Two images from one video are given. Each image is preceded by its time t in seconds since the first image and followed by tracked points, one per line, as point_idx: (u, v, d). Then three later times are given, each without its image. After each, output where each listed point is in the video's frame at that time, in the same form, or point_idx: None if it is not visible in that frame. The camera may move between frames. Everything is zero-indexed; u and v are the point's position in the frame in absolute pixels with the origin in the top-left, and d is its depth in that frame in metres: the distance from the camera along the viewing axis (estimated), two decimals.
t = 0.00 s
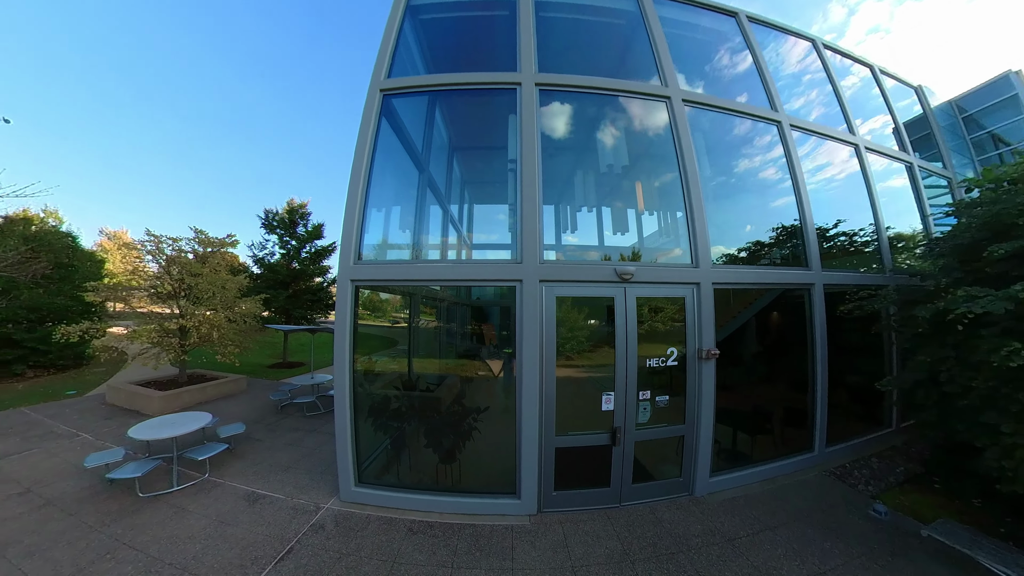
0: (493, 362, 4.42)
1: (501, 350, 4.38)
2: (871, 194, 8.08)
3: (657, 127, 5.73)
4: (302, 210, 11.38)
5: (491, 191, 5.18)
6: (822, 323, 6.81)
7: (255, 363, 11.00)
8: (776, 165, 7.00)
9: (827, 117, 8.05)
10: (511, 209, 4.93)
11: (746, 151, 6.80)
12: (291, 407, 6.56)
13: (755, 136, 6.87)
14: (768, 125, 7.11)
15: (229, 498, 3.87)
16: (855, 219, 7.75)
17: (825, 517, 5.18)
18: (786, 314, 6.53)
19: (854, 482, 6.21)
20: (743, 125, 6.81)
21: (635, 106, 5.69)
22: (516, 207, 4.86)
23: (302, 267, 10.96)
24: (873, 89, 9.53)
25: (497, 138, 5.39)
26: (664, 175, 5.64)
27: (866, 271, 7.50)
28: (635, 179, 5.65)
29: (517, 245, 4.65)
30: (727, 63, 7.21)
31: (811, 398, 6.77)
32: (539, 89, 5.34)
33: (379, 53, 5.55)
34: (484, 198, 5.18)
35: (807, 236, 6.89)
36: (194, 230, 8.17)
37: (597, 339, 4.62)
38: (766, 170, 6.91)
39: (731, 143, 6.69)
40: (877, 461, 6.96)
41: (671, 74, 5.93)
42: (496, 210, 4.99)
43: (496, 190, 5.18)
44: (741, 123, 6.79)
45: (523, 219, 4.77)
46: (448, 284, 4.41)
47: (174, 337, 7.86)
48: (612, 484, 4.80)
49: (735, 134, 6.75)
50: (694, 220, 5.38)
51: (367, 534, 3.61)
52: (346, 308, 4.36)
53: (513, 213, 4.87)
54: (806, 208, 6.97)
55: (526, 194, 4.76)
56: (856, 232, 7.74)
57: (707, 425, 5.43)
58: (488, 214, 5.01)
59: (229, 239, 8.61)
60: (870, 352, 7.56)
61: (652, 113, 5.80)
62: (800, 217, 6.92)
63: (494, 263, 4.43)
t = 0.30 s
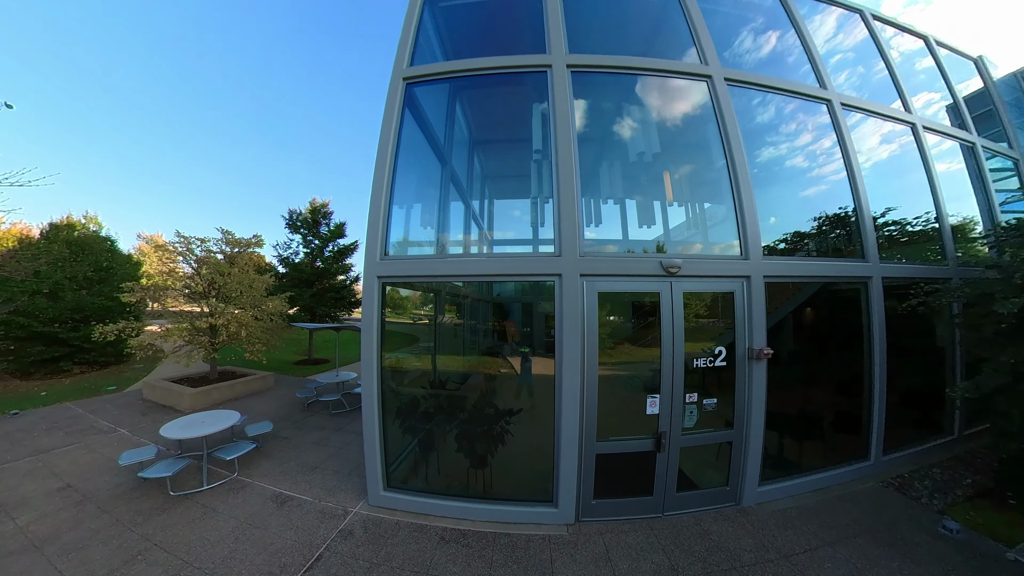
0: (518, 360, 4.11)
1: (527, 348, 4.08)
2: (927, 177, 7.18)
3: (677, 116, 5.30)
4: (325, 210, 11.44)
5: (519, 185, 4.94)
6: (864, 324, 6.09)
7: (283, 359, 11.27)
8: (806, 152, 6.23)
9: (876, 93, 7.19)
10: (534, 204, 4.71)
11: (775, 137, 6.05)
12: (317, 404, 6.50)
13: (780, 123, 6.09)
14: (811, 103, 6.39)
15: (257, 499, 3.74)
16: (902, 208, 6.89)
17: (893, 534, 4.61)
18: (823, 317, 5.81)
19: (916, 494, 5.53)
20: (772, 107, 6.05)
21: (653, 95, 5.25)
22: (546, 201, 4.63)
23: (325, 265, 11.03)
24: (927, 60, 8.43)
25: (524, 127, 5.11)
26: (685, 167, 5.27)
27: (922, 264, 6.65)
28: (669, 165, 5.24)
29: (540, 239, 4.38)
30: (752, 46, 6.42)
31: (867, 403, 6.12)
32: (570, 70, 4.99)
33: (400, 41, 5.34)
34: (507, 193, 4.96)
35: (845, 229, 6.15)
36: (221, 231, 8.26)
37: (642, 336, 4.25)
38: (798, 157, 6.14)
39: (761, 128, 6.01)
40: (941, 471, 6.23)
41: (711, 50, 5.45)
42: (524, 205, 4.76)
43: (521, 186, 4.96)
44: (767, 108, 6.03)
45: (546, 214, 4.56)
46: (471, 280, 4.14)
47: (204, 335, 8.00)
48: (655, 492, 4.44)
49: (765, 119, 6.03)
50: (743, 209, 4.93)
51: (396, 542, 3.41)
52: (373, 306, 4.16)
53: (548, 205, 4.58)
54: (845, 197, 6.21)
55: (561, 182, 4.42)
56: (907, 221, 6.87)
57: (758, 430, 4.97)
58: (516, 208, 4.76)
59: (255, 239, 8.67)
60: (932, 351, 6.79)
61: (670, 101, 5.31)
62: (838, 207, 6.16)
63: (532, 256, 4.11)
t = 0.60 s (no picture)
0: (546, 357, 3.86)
1: (548, 346, 3.86)
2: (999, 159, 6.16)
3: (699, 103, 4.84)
4: (346, 209, 11.48)
5: (545, 179, 4.74)
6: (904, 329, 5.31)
7: (309, 356, 11.48)
8: (835, 139, 5.48)
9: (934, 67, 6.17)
10: (554, 198, 4.53)
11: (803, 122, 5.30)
12: (343, 402, 6.45)
13: (806, 109, 5.35)
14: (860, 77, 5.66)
15: (287, 500, 3.65)
16: (971, 192, 5.89)
17: (973, 554, 4.08)
18: (857, 325, 5.05)
19: (986, 510, 4.87)
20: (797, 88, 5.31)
21: (671, 84, 4.80)
22: (569, 193, 4.44)
23: (348, 263, 11.09)
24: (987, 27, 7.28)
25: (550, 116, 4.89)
26: (727, 151, 4.80)
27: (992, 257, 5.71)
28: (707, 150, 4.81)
29: (563, 233, 4.18)
30: (775, 28, 5.58)
31: (930, 411, 5.44)
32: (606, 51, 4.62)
33: (424, 28, 5.11)
34: (529, 186, 4.82)
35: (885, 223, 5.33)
36: (248, 231, 8.35)
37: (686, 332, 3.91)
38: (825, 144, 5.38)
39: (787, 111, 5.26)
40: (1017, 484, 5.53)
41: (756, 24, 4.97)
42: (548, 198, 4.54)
43: (543, 180, 4.76)
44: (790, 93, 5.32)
45: (568, 207, 4.36)
46: (495, 275, 3.91)
47: (234, 333, 8.12)
48: (702, 501, 4.12)
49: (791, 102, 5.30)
50: (800, 196, 4.46)
51: (429, 550, 3.23)
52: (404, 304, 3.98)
53: (587, 194, 4.23)
54: (883, 187, 5.38)
55: (603, 168, 4.06)
56: (963, 210, 5.89)
57: (815, 438, 4.52)
58: (537, 202, 4.58)
59: (280, 238, 8.74)
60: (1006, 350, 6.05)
61: (685, 91, 4.85)
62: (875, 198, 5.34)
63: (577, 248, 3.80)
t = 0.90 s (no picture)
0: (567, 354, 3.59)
1: (569, 343, 3.58)
2: None
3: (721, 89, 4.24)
4: (367, 206, 11.45)
5: (568, 171, 4.45)
6: (960, 349, 4.24)
7: (334, 353, 11.56)
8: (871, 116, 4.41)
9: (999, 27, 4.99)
10: (577, 191, 4.20)
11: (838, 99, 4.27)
12: (367, 400, 6.34)
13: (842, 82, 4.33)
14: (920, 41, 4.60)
15: (311, 505, 3.49)
16: None
17: None
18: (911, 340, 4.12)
19: None
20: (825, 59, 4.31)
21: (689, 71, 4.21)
22: (595, 185, 4.19)
23: (370, 261, 11.09)
24: None
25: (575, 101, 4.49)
26: (765, 137, 4.23)
27: None
28: (746, 135, 4.25)
29: (585, 227, 3.86)
30: None
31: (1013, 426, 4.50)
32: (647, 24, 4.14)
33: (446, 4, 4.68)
34: (551, 180, 4.46)
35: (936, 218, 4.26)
36: (272, 230, 8.36)
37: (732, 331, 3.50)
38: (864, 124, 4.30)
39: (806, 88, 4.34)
40: None
41: None
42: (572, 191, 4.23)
43: (562, 173, 4.48)
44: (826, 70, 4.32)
45: (591, 201, 4.05)
46: (518, 270, 3.64)
47: (260, 331, 8.19)
48: (759, 519, 3.71)
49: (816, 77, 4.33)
50: (867, 179, 3.95)
51: (461, 565, 2.99)
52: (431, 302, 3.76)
53: (635, 185, 3.85)
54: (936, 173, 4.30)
55: (651, 151, 3.67)
56: None
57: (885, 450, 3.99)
58: (557, 197, 4.20)
59: (303, 236, 8.71)
60: None
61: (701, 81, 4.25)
62: (927, 184, 4.29)
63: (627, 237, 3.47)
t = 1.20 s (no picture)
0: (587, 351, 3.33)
1: (593, 342, 3.31)
2: None
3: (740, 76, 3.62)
4: (387, 204, 11.42)
5: (589, 163, 4.19)
6: None
7: (356, 349, 11.64)
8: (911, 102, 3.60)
9: None
10: (600, 183, 3.91)
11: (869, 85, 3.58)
12: (390, 399, 6.22)
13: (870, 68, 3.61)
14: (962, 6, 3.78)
15: (336, 510, 3.33)
16: None
17: None
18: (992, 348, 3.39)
19: None
20: (853, 42, 3.63)
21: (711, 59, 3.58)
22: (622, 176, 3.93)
23: (391, 258, 11.08)
24: None
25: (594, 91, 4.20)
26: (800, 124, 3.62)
27: None
28: (785, 118, 3.64)
29: (608, 220, 3.51)
30: None
31: None
32: None
33: None
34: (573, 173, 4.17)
35: (1002, 208, 3.44)
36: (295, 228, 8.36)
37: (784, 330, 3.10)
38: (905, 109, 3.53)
39: (831, 74, 3.66)
40: None
41: None
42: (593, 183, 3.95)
43: (582, 164, 4.18)
44: (860, 53, 3.64)
45: (617, 192, 3.73)
46: (541, 263, 3.37)
47: (285, 328, 8.25)
48: (821, 542, 3.31)
49: (844, 63, 3.63)
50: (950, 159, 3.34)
51: None
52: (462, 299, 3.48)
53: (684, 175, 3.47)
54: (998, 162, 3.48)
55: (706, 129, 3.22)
56: None
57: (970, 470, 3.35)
58: (578, 190, 3.86)
59: (325, 234, 8.69)
60: None
61: (722, 70, 3.62)
62: (992, 167, 3.48)
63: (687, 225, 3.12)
